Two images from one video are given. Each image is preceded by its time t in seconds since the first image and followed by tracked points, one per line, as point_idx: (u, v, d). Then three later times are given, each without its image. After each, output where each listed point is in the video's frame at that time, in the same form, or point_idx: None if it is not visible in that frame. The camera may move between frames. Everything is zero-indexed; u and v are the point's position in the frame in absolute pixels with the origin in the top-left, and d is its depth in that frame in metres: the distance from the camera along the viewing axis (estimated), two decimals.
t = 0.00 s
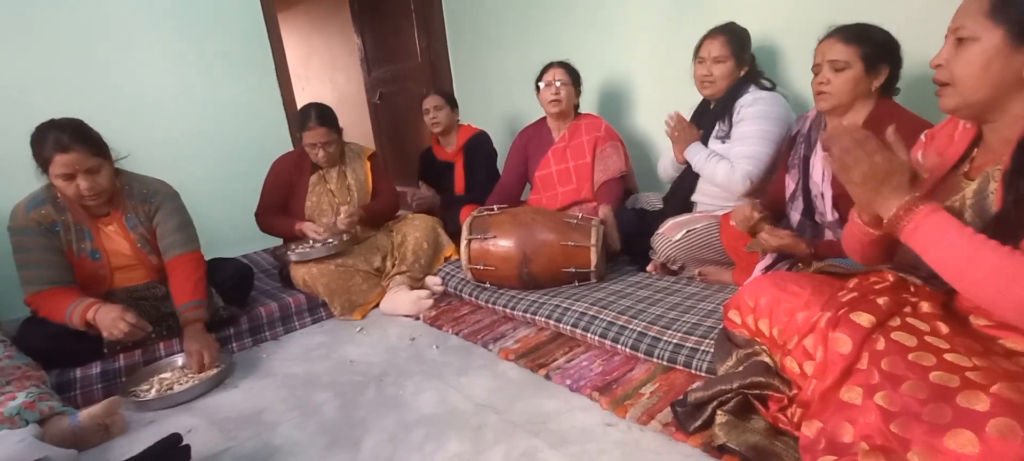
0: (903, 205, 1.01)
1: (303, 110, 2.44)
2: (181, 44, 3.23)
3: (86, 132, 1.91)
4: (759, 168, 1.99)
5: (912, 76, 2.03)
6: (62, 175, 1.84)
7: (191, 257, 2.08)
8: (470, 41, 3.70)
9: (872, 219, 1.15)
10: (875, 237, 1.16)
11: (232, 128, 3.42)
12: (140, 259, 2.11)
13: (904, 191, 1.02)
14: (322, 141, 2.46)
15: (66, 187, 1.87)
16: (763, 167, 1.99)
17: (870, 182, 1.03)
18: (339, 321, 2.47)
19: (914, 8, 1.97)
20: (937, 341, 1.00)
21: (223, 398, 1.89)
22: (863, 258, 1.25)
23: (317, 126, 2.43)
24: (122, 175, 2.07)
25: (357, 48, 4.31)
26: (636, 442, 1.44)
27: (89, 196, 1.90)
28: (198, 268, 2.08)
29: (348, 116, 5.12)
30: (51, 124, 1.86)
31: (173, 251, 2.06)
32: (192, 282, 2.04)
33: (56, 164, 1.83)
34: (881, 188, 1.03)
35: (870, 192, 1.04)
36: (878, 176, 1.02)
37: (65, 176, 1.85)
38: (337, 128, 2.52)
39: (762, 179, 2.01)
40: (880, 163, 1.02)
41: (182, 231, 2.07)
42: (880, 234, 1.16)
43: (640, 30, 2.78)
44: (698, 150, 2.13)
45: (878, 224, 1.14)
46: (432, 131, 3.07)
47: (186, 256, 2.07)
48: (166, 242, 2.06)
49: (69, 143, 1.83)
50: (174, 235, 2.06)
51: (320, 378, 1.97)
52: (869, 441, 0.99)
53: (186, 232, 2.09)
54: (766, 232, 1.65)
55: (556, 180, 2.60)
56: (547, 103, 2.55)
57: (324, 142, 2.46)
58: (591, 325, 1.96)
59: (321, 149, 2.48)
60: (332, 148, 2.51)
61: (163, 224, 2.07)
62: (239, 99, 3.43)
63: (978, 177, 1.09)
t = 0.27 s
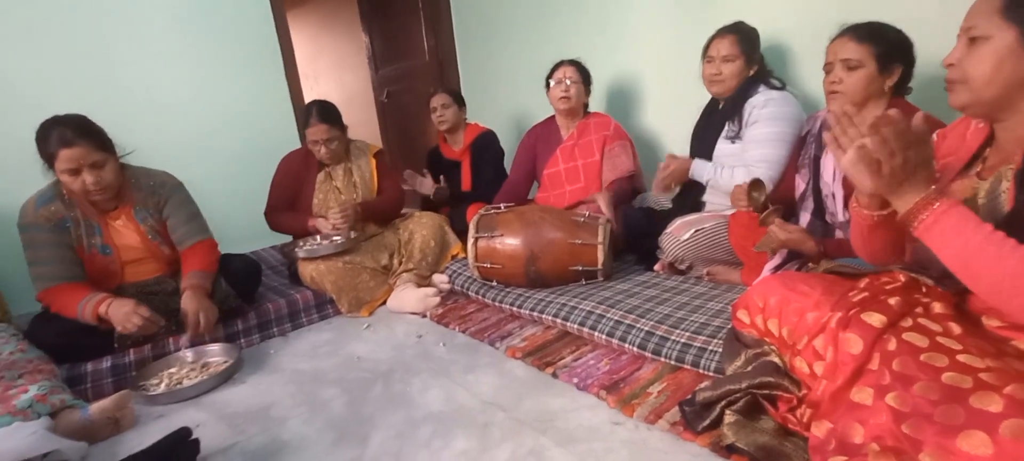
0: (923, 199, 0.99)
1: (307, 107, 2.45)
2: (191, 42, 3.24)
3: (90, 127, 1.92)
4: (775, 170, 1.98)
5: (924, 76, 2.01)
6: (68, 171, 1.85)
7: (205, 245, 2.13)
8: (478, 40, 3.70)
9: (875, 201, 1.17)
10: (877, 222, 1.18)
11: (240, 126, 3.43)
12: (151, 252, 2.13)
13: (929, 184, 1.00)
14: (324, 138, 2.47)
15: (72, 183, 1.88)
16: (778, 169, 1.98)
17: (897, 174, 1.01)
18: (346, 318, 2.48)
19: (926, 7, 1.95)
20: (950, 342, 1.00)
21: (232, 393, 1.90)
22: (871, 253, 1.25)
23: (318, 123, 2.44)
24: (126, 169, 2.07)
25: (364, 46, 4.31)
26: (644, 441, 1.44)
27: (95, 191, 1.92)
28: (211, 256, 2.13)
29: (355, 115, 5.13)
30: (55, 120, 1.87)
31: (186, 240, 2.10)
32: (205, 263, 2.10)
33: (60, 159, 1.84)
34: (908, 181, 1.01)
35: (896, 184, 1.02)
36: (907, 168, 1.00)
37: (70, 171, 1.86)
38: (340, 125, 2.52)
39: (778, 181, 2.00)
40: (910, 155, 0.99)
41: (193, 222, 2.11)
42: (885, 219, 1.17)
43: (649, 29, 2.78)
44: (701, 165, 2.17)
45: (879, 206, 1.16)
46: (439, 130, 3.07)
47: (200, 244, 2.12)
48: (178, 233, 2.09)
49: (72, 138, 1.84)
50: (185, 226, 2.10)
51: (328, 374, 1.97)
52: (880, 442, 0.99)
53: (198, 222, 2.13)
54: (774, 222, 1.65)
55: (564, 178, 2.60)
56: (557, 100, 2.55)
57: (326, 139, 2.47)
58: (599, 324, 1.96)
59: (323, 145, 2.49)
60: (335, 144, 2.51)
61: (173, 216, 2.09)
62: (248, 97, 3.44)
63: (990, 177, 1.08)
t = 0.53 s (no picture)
0: (936, 202, 0.99)
1: (315, 105, 2.47)
2: (203, 38, 3.27)
3: (101, 121, 1.94)
4: (775, 168, 1.98)
5: (939, 76, 1.99)
6: (81, 164, 1.87)
7: (221, 233, 2.19)
8: (488, 38, 3.70)
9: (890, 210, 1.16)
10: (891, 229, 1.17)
11: (251, 122, 3.45)
12: (165, 244, 2.15)
13: (941, 186, 0.99)
14: (332, 136, 2.47)
15: (85, 176, 1.89)
16: (779, 168, 1.98)
17: (908, 177, 0.99)
18: (355, 315, 2.49)
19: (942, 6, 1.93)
20: (965, 344, 0.99)
21: (243, 388, 1.91)
22: (886, 258, 1.25)
23: (325, 122, 2.45)
24: (137, 163, 2.10)
25: (374, 44, 4.33)
26: (653, 441, 1.44)
27: (107, 183, 1.93)
28: (226, 241, 2.18)
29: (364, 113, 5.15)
30: (67, 115, 1.89)
31: (203, 230, 2.16)
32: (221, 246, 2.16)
33: (73, 152, 1.85)
34: (919, 183, 0.99)
35: (907, 188, 1.00)
36: (916, 172, 0.98)
37: (84, 164, 1.87)
38: (348, 123, 2.52)
39: (779, 179, 2.00)
40: (917, 159, 0.97)
41: (207, 212, 2.17)
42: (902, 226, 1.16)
43: (660, 28, 2.77)
44: (715, 147, 2.12)
45: (895, 215, 1.16)
46: (449, 128, 3.07)
47: (215, 232, 2.17)
48: (196, 223, 2.15)
49: (84, 131, 1.86)
50: (203, 217, 2.16)
51: (337, 370, 1.98)
52: (892, 444, 1.00)
53: (213, 212, 2.19)
54: (787, 225, 1.64)
55: (574, 178, 2.60)
56: (568, 100, 2.54)
57: (334, 137, 2.48)
58: (607, 323, 1.96)
59: (331, 144, 2.50)
60: (343, 143, 2.52)
61: (189, 207, 2.14)
62: (259, 94, 3.46)
63: (1008, 179, 1.07)
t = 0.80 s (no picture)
0: (941, 210, 0.99)
1: (321, 103, 2.45)
2: (208, 35, 3.26)
3: (116, 119, 1.94)
4: (788, 169, 1.97)
5: (947, 76, 1.98)
6: (95, 160, 1.88)
7: (230, 235, 2.20)
8: (493, 36, 3.69)
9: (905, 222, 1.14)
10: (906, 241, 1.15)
11: (256, 120, 3.45)
12: (174, 242, 2.15)
13: (940, 195, 1.00)
14: (336, 135, 2.47)
15: (99, 172, 1.90)
16: (791, 168, 1.97)
17: (905, 183, 1.01)
18: (358, 313, 2.49)
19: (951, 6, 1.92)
20: (971, 346, 0.99)
21: (246, 384, 1.92)
22: (894, 261, 1.23)
23: (330, 120, 2.45)
24: (149, 161, 2.10)
25: (379, 42, 4.32)
26: (655, 441, 1.43)
27: (121, 180, 1.94)
28: (234, 242, 2.20)
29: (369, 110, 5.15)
30: (82, 111, 1.90)
31: (213, 231, 2.18)
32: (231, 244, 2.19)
33: (89, 149, 1.86)
34: (918, 190, 1.01)
35: (906, 194, 1.02)
36: (912, 179, 1.01)
37: (98, 160, 1.88)
38: (353, 121, 2.52)
39: (790, 180, 1.98)
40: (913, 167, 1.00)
41: (219, 214, 2.19)
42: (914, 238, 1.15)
43: (666, 26, 2.75)
44: (720, 156, 2.11)
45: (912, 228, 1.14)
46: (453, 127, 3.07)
47: (224, 234, 2.19)
48: (206, 225, 2.17)
49: (101, 128, 1.87)
50: (214, 219, 2.18)
51: (341, 367, 1.98)
52: (898, 446, 0.99)
53: (223, 215, 2.21)
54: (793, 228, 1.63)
55: (577, 177, 2.60)
56: (568, 100, 2.54)
57: (339, 136, 2.48)
58: (610, 323, 1.95)
59: (336, 142, 2.49)
60: (348, 141, 2.51)
61: (201, 208, 2.16)
62: (263, 91, 3.46)
63: (1018, 181, 1.07)
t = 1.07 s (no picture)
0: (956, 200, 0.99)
1: (330, 102, 2.46)
2: (218, 33, 3.28)
3: (135, 118, 1.95)
4: (801, 169, 1.95)
5: (960, 75, 1.96)
6: (116, 159, 1.89)
7: (242, 233, 2.22)
8: (501, 35, 3.68)
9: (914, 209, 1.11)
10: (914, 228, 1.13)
11: (265, 117, 3.46)
12: (187, 240, 2.16)
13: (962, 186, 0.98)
14: (345, 134, 2.47)
15: (118, 171, 1.92)
16: (804, 168, 1.95)
17: (933, 172, 0.98)
18: (365, 310, 2.50)
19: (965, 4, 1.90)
20: (983, 348, 0.98)
21: (255, 380, 1.92)
22: (903, 256, 1.22)
23: (339, 119, 2.45)
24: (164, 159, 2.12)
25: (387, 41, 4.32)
26: (662, 440, 1.43)
27: (140, 179, 1.96)
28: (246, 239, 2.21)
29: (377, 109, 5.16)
30: (103, 109, 1.91)
31: (224, 230, 2.19)
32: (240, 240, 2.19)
33: (110, 148, 1.88)
34: (941, 181, 0.99)
35: (929, 184, 0.99)
36: (940, 168, 0.98)
37: (119, 160, 1.90)
38: (361, 120, 2.52)
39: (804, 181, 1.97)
40: (943, 154, 0.97)
41: (230, 213, 2.20)
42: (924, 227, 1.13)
43: (675, 25, 2.74)
44: (727, 159, 2.07)
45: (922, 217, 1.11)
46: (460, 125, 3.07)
47: (236, 232, 2.20)
48: (218, 223, 2.18)
49: (123, 127, 1.88)
50: (226, 218, 2.19)
51: (348, 365, 1.99)
52: (907, 448, 0.99)
53: (235, 214, 2.22)
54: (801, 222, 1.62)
55: (582, 175, 2.59)
56: (572, 99, 2.54)
57: (348, 134, 2.48)
58: (618, 322, 1.95)
59: (345, 141, 2.50)
60: (356, 140, 2.52)
61: (214, 206, 2.18)
62: (272, 89, 3.47)
63: None
